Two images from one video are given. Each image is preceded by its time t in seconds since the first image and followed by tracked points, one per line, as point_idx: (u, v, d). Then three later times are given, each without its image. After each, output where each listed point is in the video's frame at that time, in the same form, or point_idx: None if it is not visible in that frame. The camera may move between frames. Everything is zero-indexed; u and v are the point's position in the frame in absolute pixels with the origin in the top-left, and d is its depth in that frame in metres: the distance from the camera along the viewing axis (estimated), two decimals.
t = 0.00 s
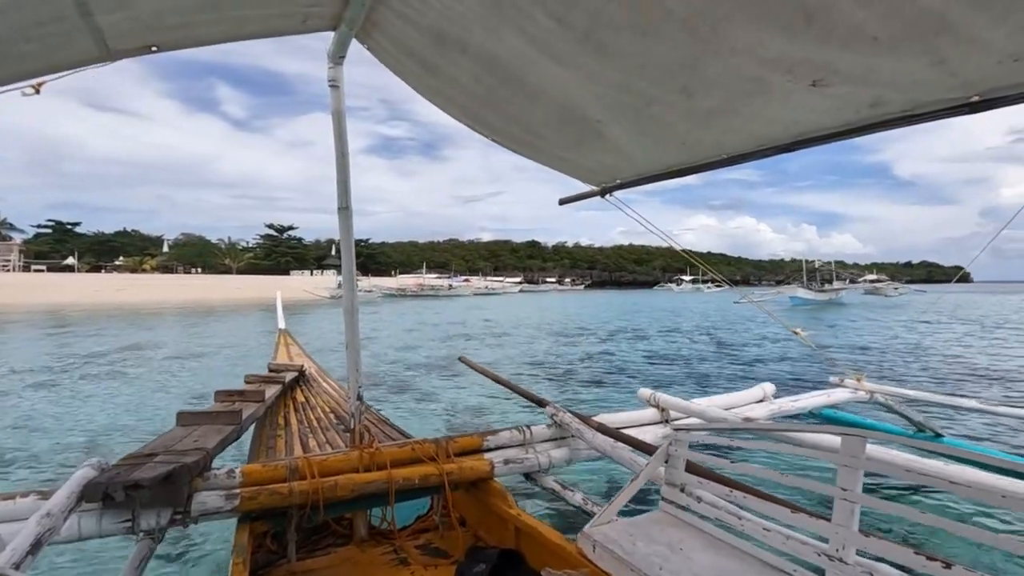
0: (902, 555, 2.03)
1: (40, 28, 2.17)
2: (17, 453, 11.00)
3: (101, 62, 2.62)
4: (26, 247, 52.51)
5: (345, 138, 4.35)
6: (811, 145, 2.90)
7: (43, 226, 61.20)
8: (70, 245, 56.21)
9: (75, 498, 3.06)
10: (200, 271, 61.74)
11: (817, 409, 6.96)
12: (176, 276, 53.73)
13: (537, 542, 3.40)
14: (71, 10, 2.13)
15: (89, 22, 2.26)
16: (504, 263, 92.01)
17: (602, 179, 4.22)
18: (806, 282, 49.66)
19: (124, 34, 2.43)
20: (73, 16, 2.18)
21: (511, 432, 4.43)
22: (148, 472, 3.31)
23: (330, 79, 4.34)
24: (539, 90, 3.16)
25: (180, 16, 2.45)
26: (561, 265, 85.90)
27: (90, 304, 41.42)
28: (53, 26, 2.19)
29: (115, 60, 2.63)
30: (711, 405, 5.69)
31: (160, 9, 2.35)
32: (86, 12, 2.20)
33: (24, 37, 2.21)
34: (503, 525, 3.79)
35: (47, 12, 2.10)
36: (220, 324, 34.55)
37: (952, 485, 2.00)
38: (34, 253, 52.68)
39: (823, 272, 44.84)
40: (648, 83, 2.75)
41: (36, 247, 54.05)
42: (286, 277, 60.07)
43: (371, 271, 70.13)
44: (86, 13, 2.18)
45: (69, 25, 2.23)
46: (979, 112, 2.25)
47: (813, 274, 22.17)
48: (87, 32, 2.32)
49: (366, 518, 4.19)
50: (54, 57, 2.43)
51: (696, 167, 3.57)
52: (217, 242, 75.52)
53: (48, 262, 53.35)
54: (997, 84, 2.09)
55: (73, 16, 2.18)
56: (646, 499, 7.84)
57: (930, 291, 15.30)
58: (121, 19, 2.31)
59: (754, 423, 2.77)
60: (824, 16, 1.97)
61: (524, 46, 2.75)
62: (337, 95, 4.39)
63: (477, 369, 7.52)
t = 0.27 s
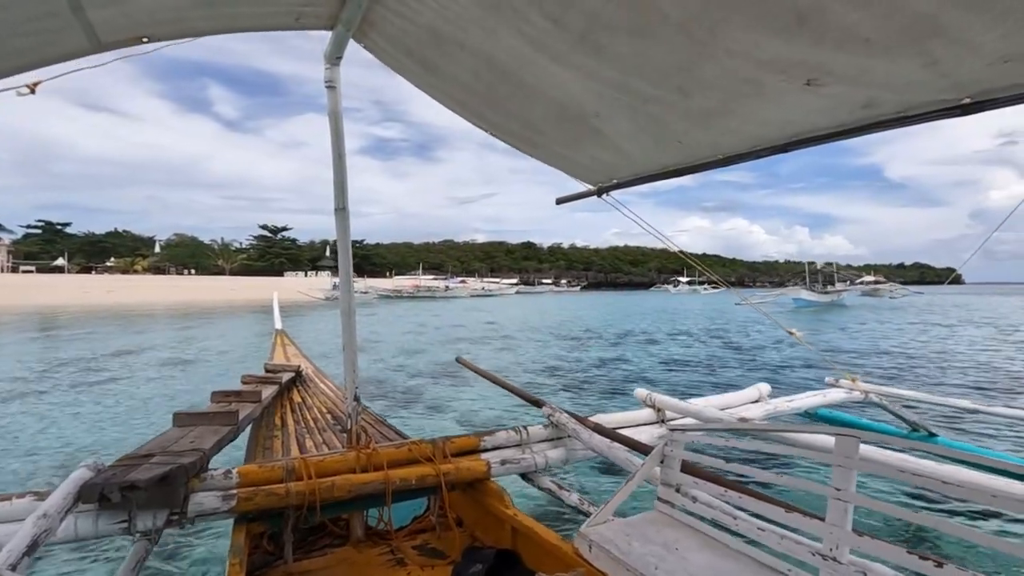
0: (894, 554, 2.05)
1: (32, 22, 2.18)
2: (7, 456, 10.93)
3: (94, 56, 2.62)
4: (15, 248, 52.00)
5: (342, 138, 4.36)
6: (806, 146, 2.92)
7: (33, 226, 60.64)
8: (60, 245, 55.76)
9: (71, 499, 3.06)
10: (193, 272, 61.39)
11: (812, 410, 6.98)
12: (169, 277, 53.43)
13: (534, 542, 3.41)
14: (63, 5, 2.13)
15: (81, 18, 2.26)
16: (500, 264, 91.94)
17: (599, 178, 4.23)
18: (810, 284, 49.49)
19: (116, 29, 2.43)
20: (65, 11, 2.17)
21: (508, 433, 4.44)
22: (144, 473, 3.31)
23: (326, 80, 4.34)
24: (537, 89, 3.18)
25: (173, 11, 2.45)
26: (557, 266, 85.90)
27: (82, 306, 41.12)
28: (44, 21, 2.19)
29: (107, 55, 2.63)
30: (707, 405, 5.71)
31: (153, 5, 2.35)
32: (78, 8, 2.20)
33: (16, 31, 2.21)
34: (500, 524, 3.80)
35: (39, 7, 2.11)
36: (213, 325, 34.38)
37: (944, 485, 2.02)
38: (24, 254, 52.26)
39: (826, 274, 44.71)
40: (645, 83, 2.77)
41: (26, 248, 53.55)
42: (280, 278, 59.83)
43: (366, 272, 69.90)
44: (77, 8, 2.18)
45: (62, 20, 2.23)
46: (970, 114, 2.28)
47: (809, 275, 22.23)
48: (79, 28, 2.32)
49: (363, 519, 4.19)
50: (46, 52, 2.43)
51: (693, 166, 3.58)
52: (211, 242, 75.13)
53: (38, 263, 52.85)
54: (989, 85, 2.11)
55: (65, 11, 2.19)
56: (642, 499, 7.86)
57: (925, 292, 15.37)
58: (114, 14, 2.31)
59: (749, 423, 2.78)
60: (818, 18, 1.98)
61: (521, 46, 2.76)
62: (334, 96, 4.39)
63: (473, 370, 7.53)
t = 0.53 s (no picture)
0: (883, 555, 2.07)
1: (26, 22, 2.18)
2: None
3: (88, 56, 2.62)
4: (4, 248, 51.52)
5: (338, 140, 4.37)
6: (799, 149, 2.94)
7: (23, 226, 60.19)
8: (51, 245, 55.35)
9: (66, 502, 3.07)
10: (185, 273, 61.10)
11: (806, 411, 7.01)
12: (162, 278, 53.17)
13: (528, 544, 3.42)
14: (57, 6, 2.14)
15: (75, 19, 2.27)
16: (495, 264, 91.86)
17: (595, 180, 4.26)
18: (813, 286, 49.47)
19: (111, 30, 2.43)
20: (60, 11, 2.18)
21: (503, 435, 4.46)
22: (139, 475, 3.31)
23: (322, 83, 4.36)
24: (533, 90, 3.20)
25: (168, 11, 2.46)
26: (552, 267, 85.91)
27: (74, 307, 40.86)
28: (39, 21, 2.20)
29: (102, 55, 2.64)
30: (701, 407, 5.73)
31: (148, 6, 2.36)
32: (72, 8, 2.21)
33: (10, 32, 2.22)
34: (495, 526, 3.81)
35: (34, 7, 2.12)
36: (206, 327, 34.23)
37: (932, 487, 2.05)
38: (14, 254, 51.85)
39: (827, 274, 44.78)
40: (640, 84, 2.79)
41: (15, 248, 52.99)
42: (275, 279, 59.63)
43: (361, 273, 69.75)
44: (72, 8, 2.19)
45: (56, 20, 2.24)
46: (959, 120, 2.31)
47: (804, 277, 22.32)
48: (72, 28, 2.32)
49: (358, 520, 4.20)
50: (40, 52, 2.43)
51: (689, 168, 3.60)
52: (204, 242, 74.77)
53: (28, 263, 52.43)
54: (977, 91, 2.14)
55: (59, 11, 2.19)
56: (637, 501, 7.89)
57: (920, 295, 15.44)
58: (108, 15, 2.32)
59: (742, 426, 2.81)
60: (808, 23, 2.01)
61: (518, 47, 2.78)
62: (330, 99, 4.41)
63: (469, 372, 7.53)
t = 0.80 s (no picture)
0: (876, 557, 2.07)
1: (18, 24, 2.16)
2: None
3: (82, 58, 2.60)
4: None
5: (333, 142, 4.36)
6: (794, 152, 2.95)
7: (13, 226, 59.70)
8: (40, 245, 54.89)
9: (58, 504, 3.06)
10: (178, 273, 60.75)
11: (801, 412, 7.02)
12: (155, 278, 52.83)
13: (522, 546, 3.42)
14: (51, 7, 2.13)
15: (70, 21, 2.25)
16: (491, 265, 91.80)
17: (591, 183, 4.26)
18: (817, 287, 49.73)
19: (105, 31, 2.41)
20: (54, 13, 2.17)
21: (498, 436, 4.46)
22: (132, 478, 3.30)
23: (317, 84, 4.35)
24: (528, 94, 3.20)
25: (163, 13, 2.44)
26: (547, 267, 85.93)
27: (65, 308, 40.55)
28: (32, 23, 2.18)
29: (96, 56, 2.62)
30: (697, 409, 5.74)
31: (143, 8, 2.35)
32: (67, 10, 2.19)
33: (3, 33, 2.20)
34: (490, 528, 3.81)
35: (27, 8, 2.10)
36: (199, 328, 34.05)
37: (925, 489, 2.05)
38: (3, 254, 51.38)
39: (825, 274, 44.96)
40: (635, 87, 2.79)
41: (3, 248, 52.44)
42: (269, 280, 59.40)
43: (355, 274, 69.59)
44: (66, 9, 2.18)
45: (50, 22, 2.23)
46: (953, 123, 2.32)
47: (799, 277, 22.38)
48: (66, 29, 2.31)
49: (353, 523, 4.19)
50: (34, 53, 2.41)
51: (684, 170, 3.61)
52: (196, 242, 74.40)
53: (17, 263, 51.97)
54: (970, 95, 2.15)
55: (53, 13, 2.18)
56: (632, 503, 7.89)
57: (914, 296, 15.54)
58: (103, 17, 2.31)
59: (737, 428, 2.81)
60: (802, 27, 2.01)
61: (513, 50, 2.77)
62: (325, 101, 4.40)
63: (465, 373, 7.53)
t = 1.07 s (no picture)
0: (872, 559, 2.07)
1: (17, 29, 2.16)
2: None
3: (81, 64, 2.59)
4: None
5: (331, 145, 4.37)
6: (789, 157, 2.96)
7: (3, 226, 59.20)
8: (29, 245, 54.41)
9: (53, 506, 3.05)
10: (170, 274, 60.39)
11: (798, 415, 7.01)
12: (147, 279, 52.49)
13: (520, 548, 3.42)
14: (51, 14, 2.13)
15: (70, 27, 2.25)
16: (486, 265, 91.63)
17: (587, 187, 4.26)
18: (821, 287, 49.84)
19: (105, 38, 2.41)
20: (53, 19, 2.16)
21: (496, 438, 4.45)
22: (127, 480, 3.28)
23: (315, 85, 4.35)
24: (524, 99, 3.21)
25: (162, 19, 2.44)
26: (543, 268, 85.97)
27: (56, 308, 40.26)
28: (32, 29, 2.18)
29: (96, 63, 2.62)
30: (694, 411, 5.73)
31: (142, 14, 2.35)
32: (66, 17, 2.19)
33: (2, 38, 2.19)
34: (488, 531, 3.79)
35: (27, 15, 2.09)
36: (193, 329, 33.89)
37: (921, 491, 2.05)
38: None
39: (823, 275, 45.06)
40: (630, 92, 2.79)
41: None
42: (264, 281, 59.18)
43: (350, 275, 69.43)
44: (66, 16, 2.17)
45: (49, 29, 2.22)
46: (948, 128, 2.33)
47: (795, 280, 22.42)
48: (66, 36, 2.30)
49: (350, 525, 4.18)
50: (33, 60, 2.41)
51: (680, 175, 3.61)
52: (189, 242, 74.03)
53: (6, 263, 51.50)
54: (965, 100, 2.16)
55: (53, 19, 2.17)
56: (629, 505, 7.89)
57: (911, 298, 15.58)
58: (102, 23, 2.30)
59: (734, 430, 2.81)
60: (798, 33, 2.02)
61: (510, 55, 2.78)
62: (323, 102, 4.39)
63: (462, 375, 7.52)
